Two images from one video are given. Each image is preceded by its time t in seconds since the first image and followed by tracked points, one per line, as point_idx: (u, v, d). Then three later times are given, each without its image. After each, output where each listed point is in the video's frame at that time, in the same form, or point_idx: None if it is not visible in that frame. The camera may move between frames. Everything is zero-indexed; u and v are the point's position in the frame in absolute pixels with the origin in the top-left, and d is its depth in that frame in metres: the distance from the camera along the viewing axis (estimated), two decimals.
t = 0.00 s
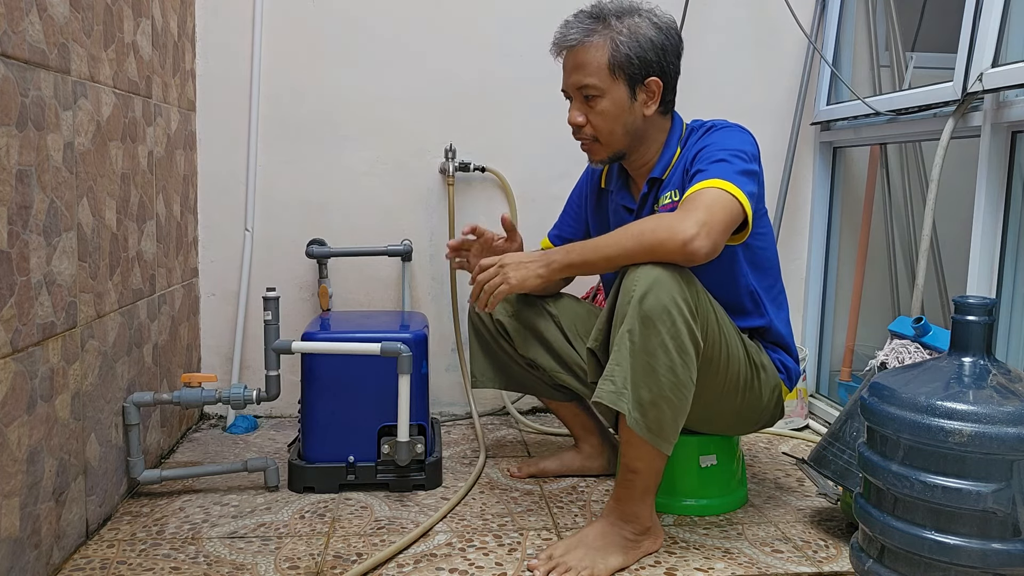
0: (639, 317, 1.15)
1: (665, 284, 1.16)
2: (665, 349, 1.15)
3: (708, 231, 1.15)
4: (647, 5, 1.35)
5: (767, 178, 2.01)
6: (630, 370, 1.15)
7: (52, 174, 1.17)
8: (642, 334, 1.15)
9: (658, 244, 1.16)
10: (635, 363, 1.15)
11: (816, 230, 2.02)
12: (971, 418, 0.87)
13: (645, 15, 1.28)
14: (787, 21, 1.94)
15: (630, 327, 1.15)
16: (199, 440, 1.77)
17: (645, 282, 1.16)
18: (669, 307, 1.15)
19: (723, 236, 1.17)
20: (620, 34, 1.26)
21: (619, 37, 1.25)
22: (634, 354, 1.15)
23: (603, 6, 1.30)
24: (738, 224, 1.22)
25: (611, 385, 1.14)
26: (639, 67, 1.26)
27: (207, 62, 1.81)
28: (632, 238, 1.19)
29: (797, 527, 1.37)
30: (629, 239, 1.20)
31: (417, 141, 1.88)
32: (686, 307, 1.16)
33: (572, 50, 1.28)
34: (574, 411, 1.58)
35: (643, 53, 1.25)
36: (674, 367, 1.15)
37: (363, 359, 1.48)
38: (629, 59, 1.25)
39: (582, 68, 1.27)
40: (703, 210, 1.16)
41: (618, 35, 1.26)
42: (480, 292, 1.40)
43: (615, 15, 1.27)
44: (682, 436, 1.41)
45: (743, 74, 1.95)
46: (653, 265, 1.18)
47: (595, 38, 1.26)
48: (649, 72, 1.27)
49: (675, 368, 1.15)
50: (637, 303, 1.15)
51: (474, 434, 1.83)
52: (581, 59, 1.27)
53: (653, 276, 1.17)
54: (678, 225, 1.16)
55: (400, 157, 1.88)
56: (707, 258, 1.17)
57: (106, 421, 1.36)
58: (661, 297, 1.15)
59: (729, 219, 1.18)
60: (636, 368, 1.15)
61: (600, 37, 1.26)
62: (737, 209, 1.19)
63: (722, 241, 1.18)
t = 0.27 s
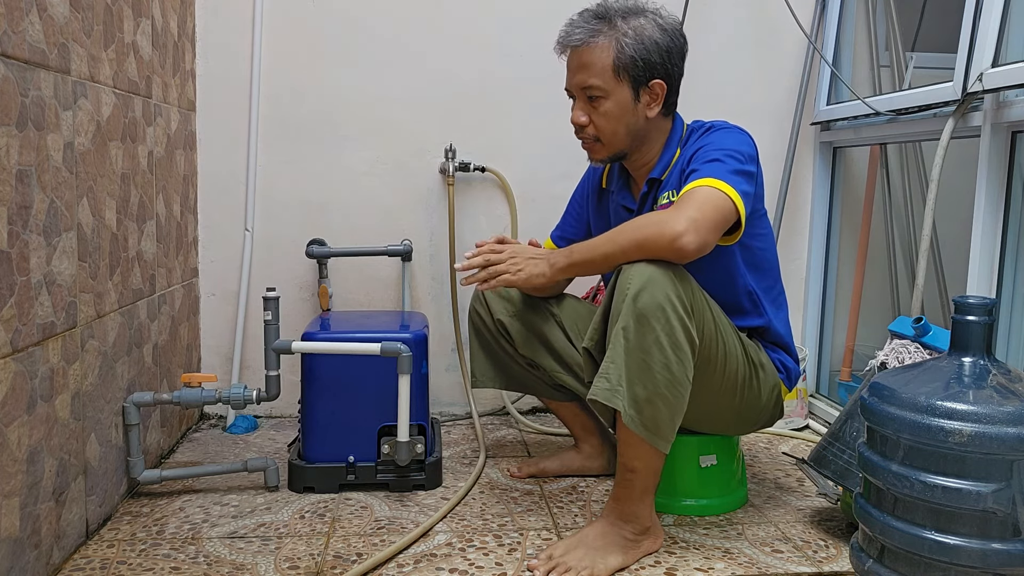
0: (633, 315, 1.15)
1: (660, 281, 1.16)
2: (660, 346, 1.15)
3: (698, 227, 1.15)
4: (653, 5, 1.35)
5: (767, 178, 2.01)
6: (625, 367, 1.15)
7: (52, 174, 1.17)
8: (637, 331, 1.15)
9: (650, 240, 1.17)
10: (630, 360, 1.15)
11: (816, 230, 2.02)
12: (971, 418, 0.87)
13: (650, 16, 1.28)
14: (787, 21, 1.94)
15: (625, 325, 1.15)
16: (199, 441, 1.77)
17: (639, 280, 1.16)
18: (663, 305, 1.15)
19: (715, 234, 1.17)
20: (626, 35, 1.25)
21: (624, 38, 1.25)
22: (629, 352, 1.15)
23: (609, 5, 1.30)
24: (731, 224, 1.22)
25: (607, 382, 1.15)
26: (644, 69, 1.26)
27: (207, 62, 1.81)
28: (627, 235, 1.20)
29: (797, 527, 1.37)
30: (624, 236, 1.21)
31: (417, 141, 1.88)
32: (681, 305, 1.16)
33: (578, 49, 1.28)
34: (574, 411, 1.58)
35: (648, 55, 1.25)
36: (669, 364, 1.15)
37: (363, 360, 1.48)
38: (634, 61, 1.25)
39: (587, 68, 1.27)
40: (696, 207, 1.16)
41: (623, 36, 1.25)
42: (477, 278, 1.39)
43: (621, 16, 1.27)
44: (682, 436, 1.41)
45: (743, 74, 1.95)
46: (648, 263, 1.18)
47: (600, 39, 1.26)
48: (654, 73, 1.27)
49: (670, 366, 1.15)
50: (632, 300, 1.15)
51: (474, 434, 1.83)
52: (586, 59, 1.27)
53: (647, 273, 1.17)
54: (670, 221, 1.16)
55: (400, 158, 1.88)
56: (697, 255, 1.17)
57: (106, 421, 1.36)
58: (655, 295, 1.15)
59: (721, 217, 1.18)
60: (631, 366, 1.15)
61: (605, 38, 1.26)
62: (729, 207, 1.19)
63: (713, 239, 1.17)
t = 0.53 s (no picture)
0: (631, 313, 1.15)
1: (657, 280, 1.16)
2: (657, 344, 1.15)
3: (697, 231, 1.15)
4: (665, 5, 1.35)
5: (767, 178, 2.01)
6: (622, 365, 1.15)
7: (52, 174, 1.17)
8: (634, 329, 1.15)
9: (650, 241, 1.17)
10: (627, 358, 1.15)
11: (816, 230, 2.02)
12: (971, 418, 0.87)
13: (664, 16, 1.28)
14: (787, 21, 1.94)
15: (622, 323, 1.15)
16: (199, 440, 1.77)
17: (637, 278, 1.16)
18: (660, 303, 1.15)
19: (714, 238, 1.17)
20: (641, 34, 1.25)
21: (639, 37, 1.25)
22: (626, 350, 1.15)
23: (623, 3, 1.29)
24: (734, 228, 1.22)
25: (603, 380, 1.15)
26: (657, 69, 1.26)
27: (207, 61, 1.81)
28: (628, 234, 1.20)
29: (797, 527, 1.37)
30: (625, 235, 1.21)
31: (417, 141, 1.88)
32: (678, 303, 1.16)
33: (593, 45, 1.27)
34: (574, 411, 1.58)
35: (662, 55, 1.26)
36: (666, 362, 1.15)
37: (363, 360, 1.48)
38: (648, 60, 1.25)
39: (601, 65, 1.26)
40: (696, 210, 1.16)
41: (638, 35, 1.25)
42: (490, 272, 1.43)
43: (636, 14, 1.27)
44: (681, 436, 1.41)
45: (743, 75, 1.95)
46: (645, 261, 1.18)
47: (615, 36, 1.25)
48: (666, 74, 1.27)
49: (667, 364, 1.15)
50: (629, 299, 1.15)
51: (474, 434, 1.83)
52: (600, 56, 1.26)
53: (645, 272, 1.17)
54: (670, 223, 1.16)
55: (400, 158, 1.88)
56: (696, 258, 1.17)
57: (106, 421, 1.36)
58: (652, 293, 1.15)
59: (721, 222, 1.17)
60: (628, 364, 1.15)
61: (620, 35, 1.26)
62: (731, 212, 1.18)
63: (712, 244, 1.17)
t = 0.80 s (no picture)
0: (632, 313, 1.15)
1: (658, 280, 1.16)
2: (658, 344, 1.15)
3: (691, 225, 1.15)
4: (649, 7, 1.35)
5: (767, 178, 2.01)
6: (624, 365, 1.15)
7: (52, 174, 1.17)
8: (635, 329, 1.15)
9: (643, 239, 1.17)
10: (629, 358, 1.15)
11: (816, 230, 2.02)
12: (971, 418, 0.87)
13: (651, 21, 1.28)
14: (787, 21, 1.94)
15: (624, 323, 1.15)
16: (199, 441, 1.77)
17: (637, 278, 1.16)
18: (661, 303, 1.15)
19: (709, 232, 1.16)
20: (628, 41, 1.25)
21: (627, 44, 1.25)
22: (628, 349, 1.15)
23: (609, 9, 1.29)
24: (727, 222, 1.22)
25: (606, 381, 1.14)
26: (645, 75, 1.26)
27: (207, 61, 1.81)
28: (622, 234, 1.21)
29: (797, 526, 1.37)
30: (619, 235, 1.21)
31: (417, 141, 1.88)
32: (679, 303, 1.16)
33: (580, 54, 1.26)
34: (574, 411, 1.58)
35: (650, 61, 1.25)
36: (667, 362, 1.15)
37: (363, 360, 1.48)
38: (637, 67, 1.25)
39: (589, 74, 1.26)
40: (689, 205, 1.16)
41: (625, 42, 1.25)
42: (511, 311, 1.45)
43: (622, 21, 1.27)
44: (682, 436, 1.41)
45: (743, 75, 1.95)
46: (645, 261, 1.18)
47: (603, 44, 1.25)
48: (655, 79, 1.27)
49: (669, 364, 1.15)
50: (631, 299, 1.15)
51: (474, 434, 1.83)
52: (588, 64, 1.26)
53: (645, 272, 1.17)
54: (663, 220, 1.16)
55: (400, 158, 1.88)
56: (691, 254, 1.16)
57: (106, 421, 1.36)
58: (654, 293, 1.15)
59: (715, 215, 1.17)
60: (630, 364, 1.15)
61: (608, 43, 1.25)
62: (723, 204, 1.18)
63: (706, 238, 1.16)
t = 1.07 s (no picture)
0: (628, 313, 1.15)
1: (653, 279, 1.16)
2: (655, 343, 1.15)
3: (684, 225, 1.14)
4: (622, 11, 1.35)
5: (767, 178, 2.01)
6: (621, 365, 1.15)
7: (52, 174, 1.17)
8: (632, 329, 1.15)
9: (638, 240, 1.17)
10: (626, 358, 1.15)
11: (816, 230, 2.02)
12: (971, 418, 0.87)
13: (622, 25, 1.28)
14: (787, 21, 1.94)
15: (620, 323, 1.15)
16: (199, 441, 1.77)
17: (634, 278, 1.17)
18: (657, 303, 1.15)
19: (703, 230, 1.16)
20: (599, 48, 1.25)
21: (598, 51, 1.25)
22: (624, 349, 1.15)
23: (578, 17, 1.29)
24: (719, 219, 1.22)
25: (603, 381, 1.15)
26: (620, 79, 1.26)
27: (207, 61, 1.81)
28: (616, 236, 1.21)
29: (797, 526, 1.37)
30: (613, 237, 1.21)
31: (416, 141, 1.88)
32: (675, 302, 1.17)
33: (552, 65, 1.27)
34: (574, 412, 1.58)
35: (623, 65, 1.25)
36: (665, 362, 1.15)
37: (363, 360, 1.48)
38: (610, 72, 1.25)
39: (563, 83, 1.26)
40: (682, 205, 1.16)
41: (597, 49, 1.25)
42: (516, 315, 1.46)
43: (592, 28, 1.27)
44: (681, 436, 1.41)
45: (742, 75, 1.95)
46: (641, 262, 1.18)
47: (574, 53, 1.25)
48: (631, 83, 1.27)
49: (666, 363, 1.15)
50: (627, 299, 1.16)
51: (474, 434, 1.83)
52: (561, 74, 1.26)
53: (641, 272, 1.17)
54: (656, 220, 1.16)
55: (399, 158, 1.88)
56: (686, 253, 1.17)
57: (106, 421, 1.36)
58: (650, 293, 1.15)
59: (708, 214, 1.17)
60: (627, 364, 1.15)
61: (579, 52, 1.25)
62: (716, 203, 1.18)
63: (701, 236, 1.16)
